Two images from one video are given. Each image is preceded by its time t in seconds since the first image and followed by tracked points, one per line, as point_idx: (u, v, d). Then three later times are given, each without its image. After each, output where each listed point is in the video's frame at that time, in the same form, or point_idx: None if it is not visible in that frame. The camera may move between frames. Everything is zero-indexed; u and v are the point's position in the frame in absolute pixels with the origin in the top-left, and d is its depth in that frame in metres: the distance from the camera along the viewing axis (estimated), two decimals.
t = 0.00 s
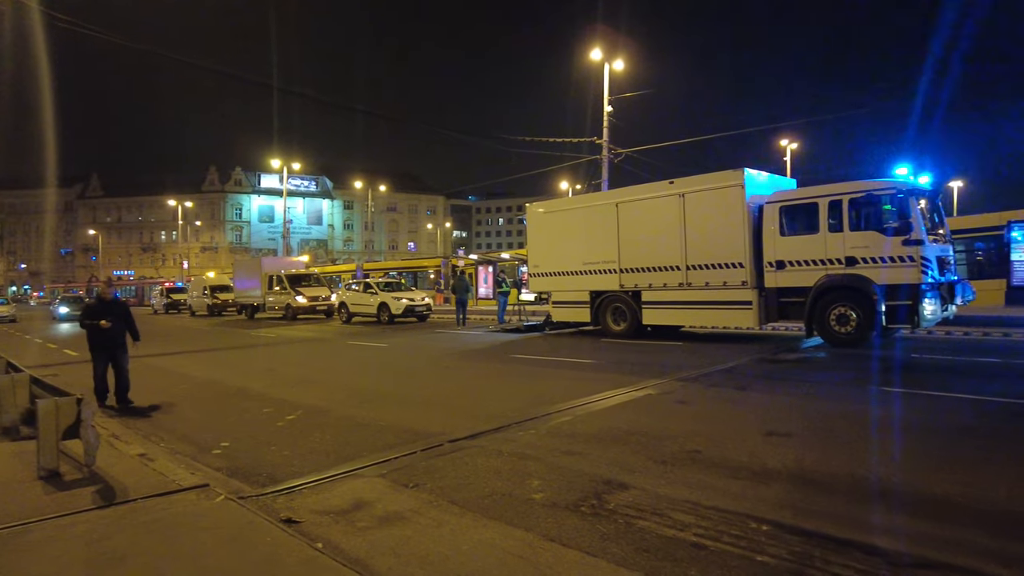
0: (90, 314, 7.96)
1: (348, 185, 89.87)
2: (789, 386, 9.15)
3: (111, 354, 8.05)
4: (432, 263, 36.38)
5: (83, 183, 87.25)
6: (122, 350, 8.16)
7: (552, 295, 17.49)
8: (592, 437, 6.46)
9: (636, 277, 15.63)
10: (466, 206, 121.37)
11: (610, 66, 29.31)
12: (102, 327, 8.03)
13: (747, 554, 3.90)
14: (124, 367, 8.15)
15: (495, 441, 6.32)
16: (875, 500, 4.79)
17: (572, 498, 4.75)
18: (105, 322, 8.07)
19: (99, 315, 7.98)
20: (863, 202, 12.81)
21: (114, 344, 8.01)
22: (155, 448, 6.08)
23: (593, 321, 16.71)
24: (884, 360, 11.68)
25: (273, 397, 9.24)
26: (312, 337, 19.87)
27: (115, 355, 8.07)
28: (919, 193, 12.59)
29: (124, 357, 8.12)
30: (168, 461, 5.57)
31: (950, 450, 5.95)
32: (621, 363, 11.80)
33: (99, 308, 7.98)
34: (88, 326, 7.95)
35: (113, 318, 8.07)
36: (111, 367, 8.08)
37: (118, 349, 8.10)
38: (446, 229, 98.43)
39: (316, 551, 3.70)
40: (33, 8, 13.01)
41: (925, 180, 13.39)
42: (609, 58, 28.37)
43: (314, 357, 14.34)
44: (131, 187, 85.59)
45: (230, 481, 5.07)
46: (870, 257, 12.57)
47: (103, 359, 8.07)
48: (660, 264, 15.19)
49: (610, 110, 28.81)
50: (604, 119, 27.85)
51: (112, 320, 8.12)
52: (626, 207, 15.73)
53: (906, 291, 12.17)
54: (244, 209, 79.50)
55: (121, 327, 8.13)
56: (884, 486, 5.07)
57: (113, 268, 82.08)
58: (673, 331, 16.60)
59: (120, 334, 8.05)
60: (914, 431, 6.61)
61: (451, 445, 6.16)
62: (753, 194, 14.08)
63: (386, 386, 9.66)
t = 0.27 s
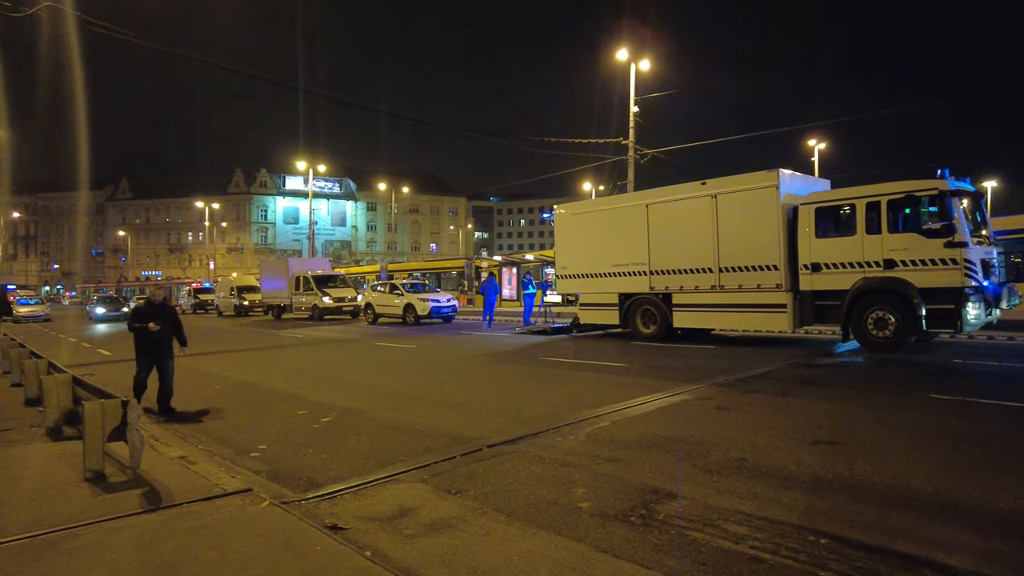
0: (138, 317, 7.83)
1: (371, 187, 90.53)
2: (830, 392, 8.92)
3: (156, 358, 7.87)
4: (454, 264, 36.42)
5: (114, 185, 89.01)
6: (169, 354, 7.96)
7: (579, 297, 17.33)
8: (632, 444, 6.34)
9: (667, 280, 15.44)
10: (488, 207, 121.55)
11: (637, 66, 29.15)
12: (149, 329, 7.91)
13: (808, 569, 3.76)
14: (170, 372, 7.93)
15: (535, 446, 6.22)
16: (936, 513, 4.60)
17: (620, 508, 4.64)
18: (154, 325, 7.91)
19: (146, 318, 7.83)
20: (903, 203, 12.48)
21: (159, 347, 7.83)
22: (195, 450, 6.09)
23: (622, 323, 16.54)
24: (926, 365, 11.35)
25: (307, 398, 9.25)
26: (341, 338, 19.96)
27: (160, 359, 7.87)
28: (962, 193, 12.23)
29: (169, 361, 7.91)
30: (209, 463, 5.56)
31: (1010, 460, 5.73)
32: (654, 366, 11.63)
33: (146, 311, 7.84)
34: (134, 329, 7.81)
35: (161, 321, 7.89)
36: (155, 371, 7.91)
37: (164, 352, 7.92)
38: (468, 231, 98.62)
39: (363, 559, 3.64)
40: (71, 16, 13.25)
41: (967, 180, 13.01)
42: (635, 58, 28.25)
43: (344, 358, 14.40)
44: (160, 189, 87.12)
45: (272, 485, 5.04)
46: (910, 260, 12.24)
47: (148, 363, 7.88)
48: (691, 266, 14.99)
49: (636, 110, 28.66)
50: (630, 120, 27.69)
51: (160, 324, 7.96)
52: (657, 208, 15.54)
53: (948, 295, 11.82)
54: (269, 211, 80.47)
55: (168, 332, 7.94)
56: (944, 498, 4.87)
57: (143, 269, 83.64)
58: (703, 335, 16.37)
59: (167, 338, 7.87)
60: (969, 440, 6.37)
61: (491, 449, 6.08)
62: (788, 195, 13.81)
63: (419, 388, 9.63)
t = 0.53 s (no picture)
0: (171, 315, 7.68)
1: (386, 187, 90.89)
2: (862, 395, 8.73)
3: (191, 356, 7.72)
4: (467, 264, 36.45)
5: (132, 186, 90.03)
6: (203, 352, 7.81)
7: (599, 298, 17.17)
8: (664, 448, 6.21)
9: (689, 280, 15.26)
10: (501, 207, 121.57)
11: (654, 65, 28.99)
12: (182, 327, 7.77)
13: None
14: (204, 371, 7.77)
15: (565, 449, 6.11)
16: (987, 521, 4.43)
17: (658, 514, 4.53)
18: (189, 324, 7.76)
19: (180, 316, 7.68)
20: (933, 201, 12.21)
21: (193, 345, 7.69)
22: (222, 450, 6.05)
23: (642, 324, 16.37)
24: (958, 368, 11.09)
25: (330, 398, 9.21)
26: (359, 338, 19.98)
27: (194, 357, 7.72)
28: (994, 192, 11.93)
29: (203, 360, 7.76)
30: (237, 465, 5.51)
31: None
32: (677, 368, 11.48)
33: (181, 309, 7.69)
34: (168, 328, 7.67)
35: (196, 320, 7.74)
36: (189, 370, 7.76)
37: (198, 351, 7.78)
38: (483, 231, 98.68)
39: (400, 566, 3.55)
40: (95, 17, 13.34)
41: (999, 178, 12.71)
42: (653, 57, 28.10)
43: (363, 358, 14.38)
44: (178, 190, 87.97)
45: (301, 487, 4.97)
46: (940, 260, 11.96)
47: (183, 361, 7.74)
48: (714, 266, 14.81)
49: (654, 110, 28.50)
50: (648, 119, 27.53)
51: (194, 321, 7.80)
52: (679, 208, 15.36)
53: (980, 296, 11.54)
54: (285, 211, 81.01)
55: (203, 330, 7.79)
56: (993, 506, 4.70)
57: (161, 268, 84.53)
58: (725, 336, 16.16)
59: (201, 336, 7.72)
60: (1012, 445, 6.18)
61: (521, 452, 5.98)
62: (813, 194, 13.59)
63: (442, 389, 9.56)
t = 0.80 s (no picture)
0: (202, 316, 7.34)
1: (404, 187, 91.25)
2: (898, 394, 8.49)
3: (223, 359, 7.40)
4: (484, 264, 36.40)
5: (155, 188, 91.30)
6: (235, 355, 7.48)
7: (621, 297, 16.95)
8: (697, 449, 6.04)
9: (714, 278, 15.02)
10: (519, 207, 121.57)
11: (676, 62, 28.74)
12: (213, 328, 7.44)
13: None
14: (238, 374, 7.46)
15: (595, 450, 5.96)
16: None
17: (696, 517, 4.38)
18: (221, 324, 7.43)
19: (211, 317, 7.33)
20: (968, 197, 11.85)
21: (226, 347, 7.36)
22: (248, 449, 5.99)
23: (666, 323, 16.13)
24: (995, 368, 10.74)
25: (354, 397, 9.15)
26: (380, 337, 19.98)
27: (227, 359, 7.39)
28: None
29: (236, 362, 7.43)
30: (264, 463, 5.45)
31: None
32: (703, 367, 11.27)
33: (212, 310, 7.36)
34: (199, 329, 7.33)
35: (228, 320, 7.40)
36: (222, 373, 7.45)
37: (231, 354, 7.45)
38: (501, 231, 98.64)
39: (434, 568, 3.44)
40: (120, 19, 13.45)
41: None
42: (675, 54, 27.86)
43: (385, 357, 14.34)
44: (199, 191, 89.05)
45: (328, 487, 4.88)
46: (977, 257, 11.59)
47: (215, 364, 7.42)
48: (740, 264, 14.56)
49: (676, 106, 28.27)
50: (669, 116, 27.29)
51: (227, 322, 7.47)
52: (703, 205, 15.14)
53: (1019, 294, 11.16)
54: (305, 212, 81.68)
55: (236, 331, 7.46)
56: None
57: (183, 269, 85.65)
58: (751, 335, 15.88)
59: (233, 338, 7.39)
60: None
61: (550, 452, 5.86)
62: (842, 190, 13.30)
63: (466, 387, 9.47)
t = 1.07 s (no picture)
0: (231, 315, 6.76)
1: (423, 187, 91.45)
2: (939, 395, 8.15)
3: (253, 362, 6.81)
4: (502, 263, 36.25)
5: (178, 188, 92.44)
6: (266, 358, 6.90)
7: (645, 295, 16.68)
8: (733, 453, 5.79)
9: (741, 276, 14.70)
10: (537, 206, 121.30)
11: (698, 57, 28.36)
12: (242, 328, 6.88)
13: None
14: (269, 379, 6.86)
15: (626, 453, 5.75)
16: None
17: (738, 526, 4.15)
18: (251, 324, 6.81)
19: (241, 316, 6.77)
20: (1008, 190, 11.40)
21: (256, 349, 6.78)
22: (269, 450, 5.86)
23: (691, 322, 15.83)
24: None
25: (376, 396, 9.02)
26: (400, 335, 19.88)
27: (257, 362, 6.81)
28: None
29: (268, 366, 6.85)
30: (285, 465, 5.31)
31: None
32: (731, 367, 10.98)
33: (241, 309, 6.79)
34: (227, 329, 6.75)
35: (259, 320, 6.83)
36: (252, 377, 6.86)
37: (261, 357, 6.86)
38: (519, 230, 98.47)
39: None
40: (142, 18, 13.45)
41: None
42: (697, 49, 27.50)
43: (405, 356, 14.23)
44: (221, 192, 89.97)
45: (351, 490, 4.72)
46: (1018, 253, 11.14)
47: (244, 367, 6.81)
48: (767, 261, 14.23)
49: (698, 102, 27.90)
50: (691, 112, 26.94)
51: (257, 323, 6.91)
52: (729, 200, 14.81)
53: None
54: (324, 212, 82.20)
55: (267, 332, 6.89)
56: None
57: (205, 269, 86.66)
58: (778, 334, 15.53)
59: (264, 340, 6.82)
60: None
61: (580, 455, 5.67)
62: (874, 185, 12.91)
63: (489, 387, 9.29)
